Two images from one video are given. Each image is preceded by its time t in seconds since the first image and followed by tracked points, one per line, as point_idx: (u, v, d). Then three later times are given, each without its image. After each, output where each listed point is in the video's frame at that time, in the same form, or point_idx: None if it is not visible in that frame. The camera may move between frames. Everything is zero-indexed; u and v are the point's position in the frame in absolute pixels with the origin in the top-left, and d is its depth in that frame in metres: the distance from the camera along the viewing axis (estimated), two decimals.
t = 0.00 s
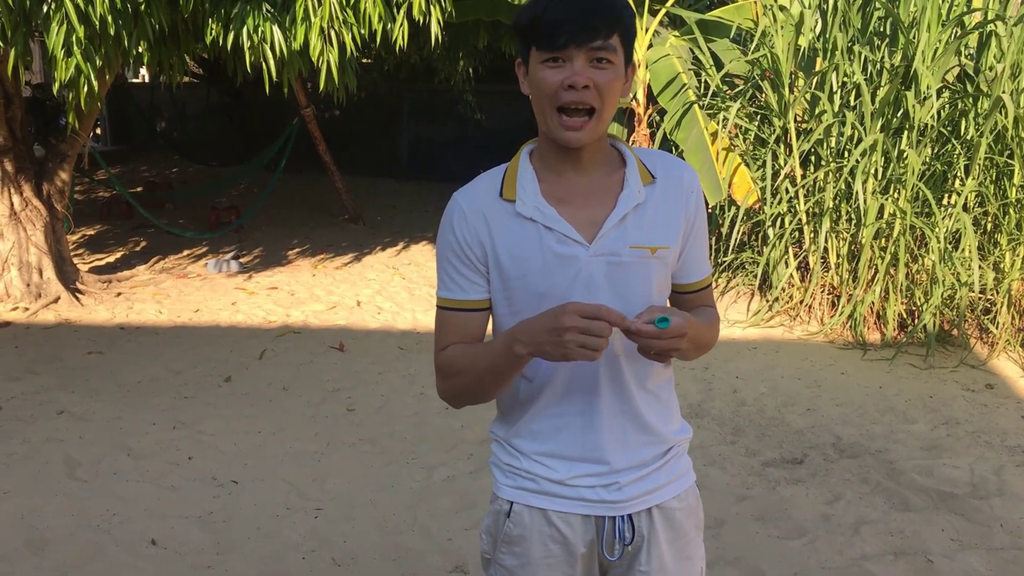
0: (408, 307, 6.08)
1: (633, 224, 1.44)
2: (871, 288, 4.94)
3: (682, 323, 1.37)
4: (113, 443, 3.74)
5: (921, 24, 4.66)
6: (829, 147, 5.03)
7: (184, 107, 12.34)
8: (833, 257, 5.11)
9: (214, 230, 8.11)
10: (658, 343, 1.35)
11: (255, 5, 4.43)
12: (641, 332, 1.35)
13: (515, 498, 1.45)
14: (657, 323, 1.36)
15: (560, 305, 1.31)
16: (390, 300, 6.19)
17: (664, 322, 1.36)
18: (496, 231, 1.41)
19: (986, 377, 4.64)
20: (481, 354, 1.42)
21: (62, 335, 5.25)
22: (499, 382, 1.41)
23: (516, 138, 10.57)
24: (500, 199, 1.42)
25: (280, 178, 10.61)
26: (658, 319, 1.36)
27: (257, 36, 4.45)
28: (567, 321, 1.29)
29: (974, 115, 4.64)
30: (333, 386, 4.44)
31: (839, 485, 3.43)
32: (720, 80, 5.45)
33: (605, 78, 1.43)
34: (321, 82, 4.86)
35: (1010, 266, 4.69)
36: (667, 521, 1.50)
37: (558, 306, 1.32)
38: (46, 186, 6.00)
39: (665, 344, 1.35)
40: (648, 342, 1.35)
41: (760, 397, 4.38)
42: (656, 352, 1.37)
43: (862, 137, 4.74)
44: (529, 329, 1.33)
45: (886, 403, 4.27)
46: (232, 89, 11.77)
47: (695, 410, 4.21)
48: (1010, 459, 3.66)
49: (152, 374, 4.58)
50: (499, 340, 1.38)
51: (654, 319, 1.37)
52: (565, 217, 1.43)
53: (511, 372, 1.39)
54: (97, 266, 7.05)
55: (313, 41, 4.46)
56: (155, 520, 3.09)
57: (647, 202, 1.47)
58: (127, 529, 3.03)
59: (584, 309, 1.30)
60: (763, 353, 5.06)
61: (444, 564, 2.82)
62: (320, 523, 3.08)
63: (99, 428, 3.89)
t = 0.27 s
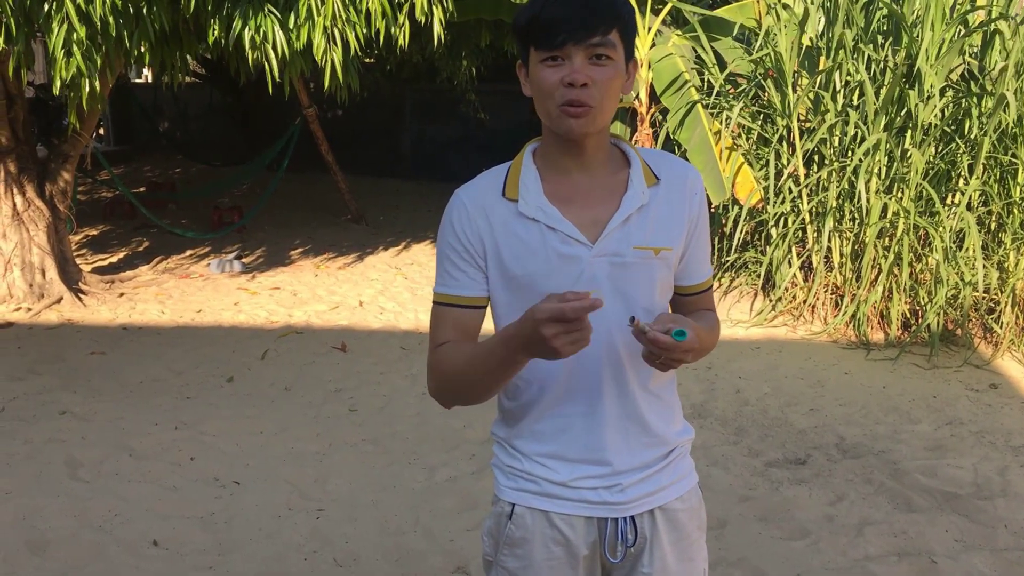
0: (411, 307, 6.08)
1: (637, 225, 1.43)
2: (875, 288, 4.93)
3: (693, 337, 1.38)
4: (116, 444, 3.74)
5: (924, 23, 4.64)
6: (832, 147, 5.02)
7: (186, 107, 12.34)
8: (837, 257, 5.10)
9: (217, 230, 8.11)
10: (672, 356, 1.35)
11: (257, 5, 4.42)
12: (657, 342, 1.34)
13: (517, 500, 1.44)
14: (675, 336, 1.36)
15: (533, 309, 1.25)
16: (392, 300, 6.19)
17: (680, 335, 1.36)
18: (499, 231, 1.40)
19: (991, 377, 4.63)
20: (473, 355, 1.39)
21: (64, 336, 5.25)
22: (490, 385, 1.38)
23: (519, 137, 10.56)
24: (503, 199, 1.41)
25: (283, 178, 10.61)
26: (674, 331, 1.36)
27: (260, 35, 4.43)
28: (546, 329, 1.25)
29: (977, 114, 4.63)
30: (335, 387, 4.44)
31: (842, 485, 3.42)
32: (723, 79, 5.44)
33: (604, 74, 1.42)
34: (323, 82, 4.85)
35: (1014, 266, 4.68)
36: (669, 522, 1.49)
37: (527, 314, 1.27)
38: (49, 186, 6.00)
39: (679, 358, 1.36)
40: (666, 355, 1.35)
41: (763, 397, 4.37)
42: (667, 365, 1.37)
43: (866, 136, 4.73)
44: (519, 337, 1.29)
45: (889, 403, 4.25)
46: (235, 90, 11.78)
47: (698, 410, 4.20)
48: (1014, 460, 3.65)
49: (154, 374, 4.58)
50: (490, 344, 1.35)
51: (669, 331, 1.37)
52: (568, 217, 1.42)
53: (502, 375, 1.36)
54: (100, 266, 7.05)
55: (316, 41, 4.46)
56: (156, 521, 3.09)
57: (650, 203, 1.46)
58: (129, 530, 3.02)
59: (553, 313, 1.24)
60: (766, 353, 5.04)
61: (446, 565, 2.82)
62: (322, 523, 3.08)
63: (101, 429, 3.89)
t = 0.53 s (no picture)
0: (412, 308, 6.08)
1: (638, 228, 1.43)
2: (877, 289, 4.93)
3: (685, 333, 1.37)
4: (117, 444, 3.74)
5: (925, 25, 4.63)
6: (834, 148, 5.01)
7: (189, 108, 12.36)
8: (838, 258, 5.10)
9: (219, 230, 8.12)
10: (662, 355, 1.35)
11: (259, 6, 4.43)
12: (644, 347, 1.33)
13: (516, 501, 1.45)
14: (660, 336, 1.35)
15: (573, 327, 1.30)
16: (394, 301, 6.19)
17: (668, 334, 1.35)
18: (500, 235, 1.40)
19: (992, 378, 4.62)
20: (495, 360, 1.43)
21: (67, 336, 5.26)
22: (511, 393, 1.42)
23: (521, 138, 10.56)
24: (504, 203, 1.42)
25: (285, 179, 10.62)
26: (661, 330, 1.35)
27: (262, 37, 4.43)
28: (579, 352, 1.29)
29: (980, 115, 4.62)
30: (337, 387, 4.44)
31: (843, 487, 3.42)
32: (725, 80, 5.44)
33: (602, 72, 1.42)
34: (325, 83, 4.86)
35: (1016, 267, 4.68)
36: (668, 524, 1.49)
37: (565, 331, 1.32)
38: (51, 187, 5.99)
39: (670, 356, 1.35)
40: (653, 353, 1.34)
41: (764, 398, 4.37)
42: (661, 365, 1.37)
43: (867, 137, 4.73)
44: (547, 351, 1.33)
45: (891, 405, 4.25)
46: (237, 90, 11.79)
47: (700, 411, 4.19)
48: (1016, 461, 3.64)
49: (156, 375, 4.59)
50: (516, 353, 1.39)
51: (656, 331, 1.36)
52: (570, 221, 1.43)
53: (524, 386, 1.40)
54: (102, 266, 7.06)
55: (318, 42, 4.46)
56: (157, 521, 3.09)
57: (653, 206, 1.46)
58: (130, 530, 3.03)
59: (594, 338, 1.29)
60: (768, 355, 5.04)
61: (446, 566, 2.82)
62: (323, 524, 3.08)
63: (103, 429, 3.90)
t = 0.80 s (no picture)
0: (415, 307, 6.08)
1: (639, 228, 1.43)
2: (879, 289, 4.93)
3: (677, 327, 1.37)
4: (120, 444, 3.74)
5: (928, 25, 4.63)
6: (836, 148, 5.01)
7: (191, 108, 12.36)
8: (841, 258, 5.09)
9: (222, 230, 8.13)
10: (655, 349, 1.34)
11: (261, 6, 4.43)
12: (632, 341, 1.34)
13: (516, 500, 1.45)
14: (647, 328, 1.35)
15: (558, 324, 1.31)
16: (396, 301, 6.20)
17: (654, 327, 1.35)
18: (500, 234, 1.40)
19: (995, 379, 4.61)
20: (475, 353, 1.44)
21: (69, 336, 5.27)
22: (487, 388, 1.43)
23: (523, 138, 10.56)
24: (505, 202, 1.42)
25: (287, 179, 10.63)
26: (646, 324, 1.36)
27: (264, 36, 4.43)
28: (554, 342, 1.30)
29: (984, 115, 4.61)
30: (339, 387, 4.44)
31: (846, 487, 3.41)
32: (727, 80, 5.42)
33: (605, 73, 1.42)
34: (327, 83, 4.86)
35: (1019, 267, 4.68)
36: (669, 525, 1.49)
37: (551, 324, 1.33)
38: (54, 187, 6.00)
39: (660, 350, 1.35)
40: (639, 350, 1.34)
41: (767, 399, 4.37)
42: (656, 361, 1.36)
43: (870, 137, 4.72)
44: (518, 344, 1.34)
45: (893, 405, 4.25)
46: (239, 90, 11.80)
47: (702, 411, 4.19)
48: (1019, 462, 3.64)
49: (159, 374, 4.59)
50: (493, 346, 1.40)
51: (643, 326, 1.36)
52: (571, 220, 1.43)
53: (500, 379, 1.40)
54: (104, 266, 7.07)
55: (319, 42, 4.46)
56: (160, 521, 3.09)
57: (655, 206, 1.45)
58: (132, 530, 3.03)
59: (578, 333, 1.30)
60: (770, 355, 5.04)
61: (449, 566, 2.82)
62: (325, 524, 3.08)
63: (105, 429, 3.90)
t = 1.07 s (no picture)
0: (417, 308, 6.09)
1: (644, 229, 1.43)
2: (883, 291, 4.92)
3: (678, 338, 1.36)
4: (123, 444, 3.75)
5: (932, 25, 4.63)
6: (840, 149, 5.01)
7: (195, 108, 12.37)
8: (844, 260, 5.09)
9: (225, 231, 8.14)
10: (656, 359, 1.34)
11: (265, 7, 4.42)
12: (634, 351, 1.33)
13: (517, 500, 1.46)
14: (650, 339, 1.34)
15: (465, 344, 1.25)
16: (399, 302, 6.20)
17: (654, 336, 1.34)
18: (507, 233, 1.41)
19: (998, 381, 4.61)
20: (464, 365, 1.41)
21: (73, 336, 5.28)
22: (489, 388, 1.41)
23: (526, 139, 10.56)
24: (512, 201, 1.43)
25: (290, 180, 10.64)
26: (648, 334, 1.35)
27: (267, 37, 4.43)
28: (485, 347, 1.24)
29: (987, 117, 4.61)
30: (342, 388, 4.44)
31: (849, 489, 3.41)
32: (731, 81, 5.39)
33: (611, 77, 1.42)
34: (331, 83, 4.85)
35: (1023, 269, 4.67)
36: (671, 527, 1.49)
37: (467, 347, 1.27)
38: (57, 188, 6.01)
39: (661, 360, 1.34)
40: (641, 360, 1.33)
41: (770, 400, 4.37)
42: (656, 369, 1.36)
43: (874, 138, 4.72)
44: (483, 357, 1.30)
45: (897, 407, 4.24)
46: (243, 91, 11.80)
47: (705, 413, 4.19)
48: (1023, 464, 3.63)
49: (162, 375, 4.60)
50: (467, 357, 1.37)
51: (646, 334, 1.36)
52: (577, 220, 1.43)
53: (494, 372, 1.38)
54: (108, 267, 7.08)
55: (323, 43, 4.46)
56: (163, 521, 3.10)
57: (660, 208, 1.45)
58: (136, 530, 3.03)
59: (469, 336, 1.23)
60: (773, 356, 5.03)
61: (452, 567, 2.82)
62: (328, 525, 3.08)
63: (109, 429, 3.91)
